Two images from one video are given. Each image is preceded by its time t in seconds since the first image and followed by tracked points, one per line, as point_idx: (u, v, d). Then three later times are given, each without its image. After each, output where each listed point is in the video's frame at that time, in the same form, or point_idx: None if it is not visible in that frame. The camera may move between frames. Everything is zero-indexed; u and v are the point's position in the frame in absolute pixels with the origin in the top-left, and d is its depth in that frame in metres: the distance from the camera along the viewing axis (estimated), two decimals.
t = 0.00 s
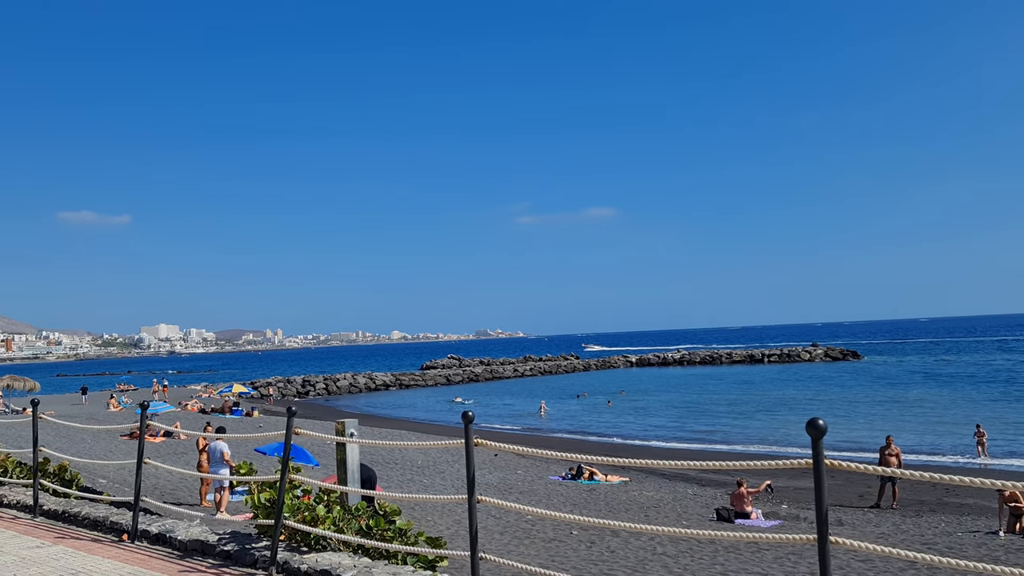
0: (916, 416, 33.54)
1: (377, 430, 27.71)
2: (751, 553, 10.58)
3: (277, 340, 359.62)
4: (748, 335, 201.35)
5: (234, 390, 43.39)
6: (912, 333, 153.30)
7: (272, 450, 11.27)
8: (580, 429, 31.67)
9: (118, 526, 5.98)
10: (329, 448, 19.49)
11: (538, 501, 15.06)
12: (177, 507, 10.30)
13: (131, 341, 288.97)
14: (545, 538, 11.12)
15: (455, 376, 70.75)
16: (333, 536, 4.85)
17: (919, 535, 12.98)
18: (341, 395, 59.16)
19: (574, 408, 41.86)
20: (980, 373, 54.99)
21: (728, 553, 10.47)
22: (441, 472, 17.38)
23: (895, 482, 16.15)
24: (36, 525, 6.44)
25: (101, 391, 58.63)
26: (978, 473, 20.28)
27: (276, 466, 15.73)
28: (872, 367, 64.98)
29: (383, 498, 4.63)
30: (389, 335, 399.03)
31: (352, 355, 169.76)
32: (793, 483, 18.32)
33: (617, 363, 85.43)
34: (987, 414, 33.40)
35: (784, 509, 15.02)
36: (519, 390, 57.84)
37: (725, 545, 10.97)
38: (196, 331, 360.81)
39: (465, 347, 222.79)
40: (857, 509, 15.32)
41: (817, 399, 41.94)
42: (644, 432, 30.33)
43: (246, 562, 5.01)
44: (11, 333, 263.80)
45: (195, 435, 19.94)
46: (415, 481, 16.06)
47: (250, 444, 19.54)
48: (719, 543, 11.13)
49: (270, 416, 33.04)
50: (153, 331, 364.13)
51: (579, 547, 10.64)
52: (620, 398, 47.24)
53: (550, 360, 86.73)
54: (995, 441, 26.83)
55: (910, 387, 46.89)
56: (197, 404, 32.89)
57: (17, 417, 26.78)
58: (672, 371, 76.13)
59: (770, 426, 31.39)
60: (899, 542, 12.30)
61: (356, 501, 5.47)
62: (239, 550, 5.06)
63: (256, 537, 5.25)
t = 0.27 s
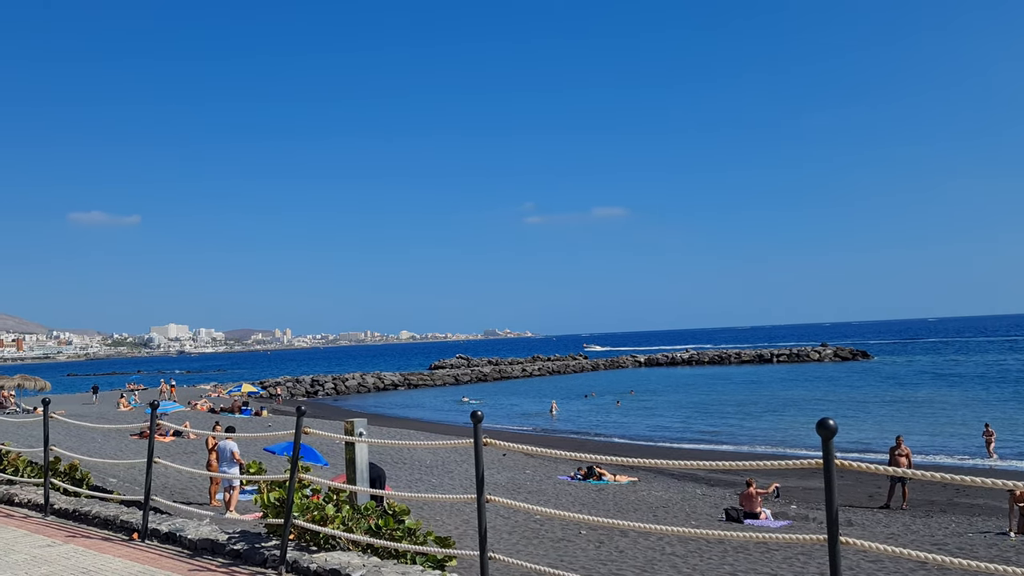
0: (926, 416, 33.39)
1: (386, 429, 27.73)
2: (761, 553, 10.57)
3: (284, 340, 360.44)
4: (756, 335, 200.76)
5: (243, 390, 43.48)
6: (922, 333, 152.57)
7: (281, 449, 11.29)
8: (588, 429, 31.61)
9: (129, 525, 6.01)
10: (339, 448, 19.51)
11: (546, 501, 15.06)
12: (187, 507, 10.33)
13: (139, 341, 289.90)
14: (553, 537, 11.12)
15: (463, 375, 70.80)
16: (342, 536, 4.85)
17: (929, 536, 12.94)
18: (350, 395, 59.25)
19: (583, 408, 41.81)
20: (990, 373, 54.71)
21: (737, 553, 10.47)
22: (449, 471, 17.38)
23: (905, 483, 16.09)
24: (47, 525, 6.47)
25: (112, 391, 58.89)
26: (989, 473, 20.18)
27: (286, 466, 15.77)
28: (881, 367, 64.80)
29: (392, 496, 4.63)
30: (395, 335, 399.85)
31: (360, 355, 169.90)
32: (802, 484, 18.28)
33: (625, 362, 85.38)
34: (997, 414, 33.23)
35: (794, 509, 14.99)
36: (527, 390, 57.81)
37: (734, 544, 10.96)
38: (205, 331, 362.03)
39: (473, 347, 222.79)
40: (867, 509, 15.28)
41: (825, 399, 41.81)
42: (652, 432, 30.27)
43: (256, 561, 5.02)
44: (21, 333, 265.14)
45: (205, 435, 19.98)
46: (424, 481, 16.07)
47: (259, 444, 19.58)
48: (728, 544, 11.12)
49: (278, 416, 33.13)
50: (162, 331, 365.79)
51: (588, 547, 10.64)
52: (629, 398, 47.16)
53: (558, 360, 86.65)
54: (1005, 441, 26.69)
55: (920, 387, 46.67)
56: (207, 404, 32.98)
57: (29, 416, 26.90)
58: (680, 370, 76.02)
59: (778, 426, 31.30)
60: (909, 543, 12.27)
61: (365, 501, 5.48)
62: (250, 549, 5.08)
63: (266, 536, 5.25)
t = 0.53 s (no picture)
0: (936, 416, 33.21)
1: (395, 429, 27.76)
2: (771, 553, 10.55)
3: (293, 340, 361.28)
4: (764, 335, 200.15)
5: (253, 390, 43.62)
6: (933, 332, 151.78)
7: (291, 449, 11.33)
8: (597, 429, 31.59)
9: (140, 523, 6.03)
10: (349, 447, 19.55)
11: (555, 500, 15.06)
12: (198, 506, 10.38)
13: (149, 341, 291.03)
14: (563, 536, 11.12)
15: (472, 374, 70.85)
16: (352, 535, 4.87)
17: (941, 536, 12.88)
18: (359, 395, 59.35)
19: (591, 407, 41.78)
20: (1002, 373, 54.35)
21: (747, 553, 10.45)
22: (459, 471, 17.39)
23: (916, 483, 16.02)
24: (59, 523, 6.52)
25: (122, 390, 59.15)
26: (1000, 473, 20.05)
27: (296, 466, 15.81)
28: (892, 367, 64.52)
29: (403, 496, 4.64)
30: (403, 335, 400.36)
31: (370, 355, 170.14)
32: (811, 483, 18.23)
33: (634, 362, 85.25)
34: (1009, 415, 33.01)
35: (804, 509, 14.94)
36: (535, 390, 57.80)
37: (744, 544, 10.94)
38: (213, 332, 363.33)
39: (481, 347, 222.79)
40: (878, 509, 15.22)
41: (835, 398, 41.65)
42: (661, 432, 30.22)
43: (266, 560, 5.04)
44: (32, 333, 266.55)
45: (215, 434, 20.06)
46: (433, 480, 16.09)
47: (269, 443, 19.62)
48: (738, 543, 11.10)
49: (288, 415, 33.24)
50: (172, 331, 367.22)
51: (597, 546, 10.63)
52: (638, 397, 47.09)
53: (567, 359, 86.56)
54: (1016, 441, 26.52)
55: (931, 387, 46.41)
56: (216, 403, 33.10)
57: (42, 416, 27.06)
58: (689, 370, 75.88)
59: (788, 426, 31.20)
60: (920, 543, 12.22)
61: (375, 500, 5.50)
62: (260, 548, 5.10)
63: (276, 535, 5.27)
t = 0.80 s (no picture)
0: (949, 416, 33.00)
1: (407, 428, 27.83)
2: (783, 553, 10.52)
3: (303, 340, 362.44)
4: (775, 334, 199.31)
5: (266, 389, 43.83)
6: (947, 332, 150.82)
7: (302, 449, 11.39)
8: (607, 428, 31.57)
9: (153, 522, 6.07)
10: (361, 446, 19.60)
11: (566, 500, 15.06)
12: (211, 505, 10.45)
13: (160, 341, 292.55)
14: (574, 536, 11.11)
15: (483, 374, 70.93)
16: (363, 534, 4.89)
17: (955, 536, 12.80)
18: (370, 394, 59.51)
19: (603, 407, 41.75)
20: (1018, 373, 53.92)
21: (759, 554, 10.42)
22: (471, 470, 17.40)
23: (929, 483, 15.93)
24: (73, 522, 6.56)
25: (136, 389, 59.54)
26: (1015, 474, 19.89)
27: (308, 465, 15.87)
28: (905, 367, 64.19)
29: (414, 496, 4.65)
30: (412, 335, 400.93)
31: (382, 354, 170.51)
32: (823, 483, 18.16)
33: (646, 361, 85.11)
34: None
35: (816, 509, 14.88)
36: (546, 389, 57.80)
37: (756, 544, 10.91)
38: (224, 331, 364.72)
39: (491, 346, 222.77)
40: (890, 509, 15.15)
41: (847, 398, 41.46)
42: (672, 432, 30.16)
43: (279, 559, 5.06)
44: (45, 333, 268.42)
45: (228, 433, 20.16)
46: (445, 479, 16.11)
47: (282, 442, 19.69)
48: (750, 543, 11.07)
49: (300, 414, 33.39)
50: (183, 331, 369.12)
51: (609, 546, 10.62)
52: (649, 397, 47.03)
53: (579, 359, 86.49)
54: None
55: (944, 387, 46.12)
56: (229, 402, 33.26)
57: (57, 415, 27.24)
58: (701, 370, 75.70)
59: (800, 426, 31.09)
60: (934, 543, 12.15)
61: (386, 499, 5.52)
62: (272, 547, 5.12)
63: (289, 534, 5.30)
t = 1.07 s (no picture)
0: (966, 416, 32.74)
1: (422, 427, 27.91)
2: (800, 554, 10.48)
3: (315, 339, 363.78)
4: (790, 334, 197.94)
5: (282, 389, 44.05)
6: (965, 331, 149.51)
7: (318, 448, 11.43)
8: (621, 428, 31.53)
9: (171, 520, 6.12)
10: (376, 446, 19.67)
11: (580, 500, 15.06)
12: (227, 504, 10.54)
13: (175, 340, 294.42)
14: (589, 536, 11.11)
15: (497, 373, 71.02)
16: (379, 534, 4.90)
17: (972, 537, 12.72)
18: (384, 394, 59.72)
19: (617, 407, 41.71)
20: None
21: (775, 554, 10.39)
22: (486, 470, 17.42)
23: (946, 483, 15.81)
24: (91, 520, 6.62)
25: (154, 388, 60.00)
26: None
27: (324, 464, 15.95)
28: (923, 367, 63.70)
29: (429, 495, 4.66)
30: (424, 334, 401.64)
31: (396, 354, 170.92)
32: (839, 483, 18.07)
33: (660, 361, 84.92)
34: None
35: (833, 509, 14.80)
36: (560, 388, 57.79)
37: (772, 545, 10.87)
38: (236, 331, 366.46)
39: (504, 346, 222.79)
40: (907, 510, 15.05)
41: (861, 398, 41.23)
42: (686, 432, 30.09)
43: (295, 557, 5.08)
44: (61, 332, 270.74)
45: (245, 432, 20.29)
46: (459, 479, 16.13)
47: (298, 442, 19.81)
48: (766, 544, 11.03)
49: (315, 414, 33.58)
50: (197, 330, 371.43)
51: (624, 546, 10.60)
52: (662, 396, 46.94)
53: (593, 359, 86.38)
54: None
55: (962, 387, 45.74)
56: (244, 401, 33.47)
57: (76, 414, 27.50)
58: (715, 369, 75.40)
59: (815, 426, 30.95)
60: (951, 544, 12.07)
61: (402, 498, 5.54)
62: (289, 546, 5.14)
63: (305, 533, 5.32)
